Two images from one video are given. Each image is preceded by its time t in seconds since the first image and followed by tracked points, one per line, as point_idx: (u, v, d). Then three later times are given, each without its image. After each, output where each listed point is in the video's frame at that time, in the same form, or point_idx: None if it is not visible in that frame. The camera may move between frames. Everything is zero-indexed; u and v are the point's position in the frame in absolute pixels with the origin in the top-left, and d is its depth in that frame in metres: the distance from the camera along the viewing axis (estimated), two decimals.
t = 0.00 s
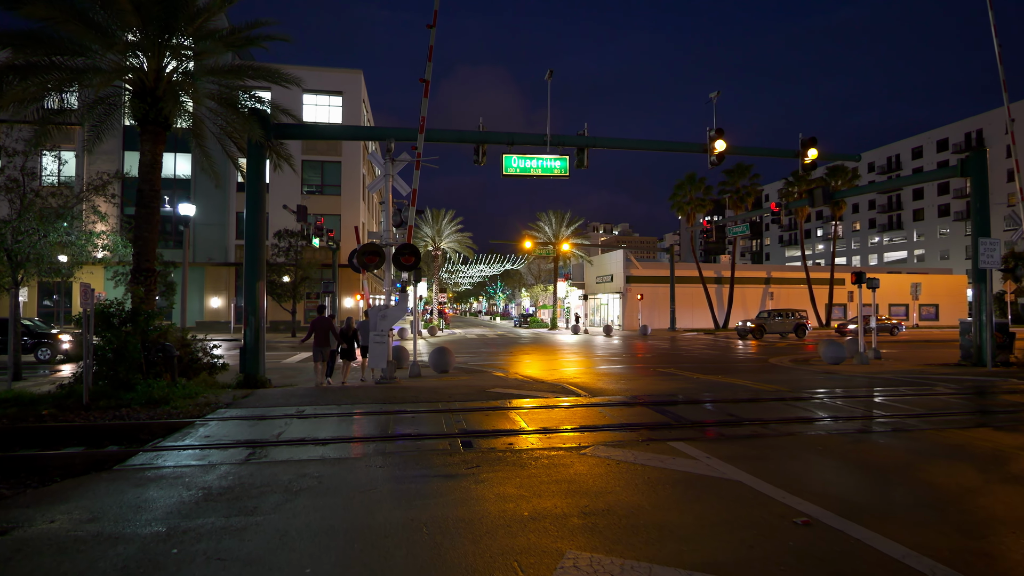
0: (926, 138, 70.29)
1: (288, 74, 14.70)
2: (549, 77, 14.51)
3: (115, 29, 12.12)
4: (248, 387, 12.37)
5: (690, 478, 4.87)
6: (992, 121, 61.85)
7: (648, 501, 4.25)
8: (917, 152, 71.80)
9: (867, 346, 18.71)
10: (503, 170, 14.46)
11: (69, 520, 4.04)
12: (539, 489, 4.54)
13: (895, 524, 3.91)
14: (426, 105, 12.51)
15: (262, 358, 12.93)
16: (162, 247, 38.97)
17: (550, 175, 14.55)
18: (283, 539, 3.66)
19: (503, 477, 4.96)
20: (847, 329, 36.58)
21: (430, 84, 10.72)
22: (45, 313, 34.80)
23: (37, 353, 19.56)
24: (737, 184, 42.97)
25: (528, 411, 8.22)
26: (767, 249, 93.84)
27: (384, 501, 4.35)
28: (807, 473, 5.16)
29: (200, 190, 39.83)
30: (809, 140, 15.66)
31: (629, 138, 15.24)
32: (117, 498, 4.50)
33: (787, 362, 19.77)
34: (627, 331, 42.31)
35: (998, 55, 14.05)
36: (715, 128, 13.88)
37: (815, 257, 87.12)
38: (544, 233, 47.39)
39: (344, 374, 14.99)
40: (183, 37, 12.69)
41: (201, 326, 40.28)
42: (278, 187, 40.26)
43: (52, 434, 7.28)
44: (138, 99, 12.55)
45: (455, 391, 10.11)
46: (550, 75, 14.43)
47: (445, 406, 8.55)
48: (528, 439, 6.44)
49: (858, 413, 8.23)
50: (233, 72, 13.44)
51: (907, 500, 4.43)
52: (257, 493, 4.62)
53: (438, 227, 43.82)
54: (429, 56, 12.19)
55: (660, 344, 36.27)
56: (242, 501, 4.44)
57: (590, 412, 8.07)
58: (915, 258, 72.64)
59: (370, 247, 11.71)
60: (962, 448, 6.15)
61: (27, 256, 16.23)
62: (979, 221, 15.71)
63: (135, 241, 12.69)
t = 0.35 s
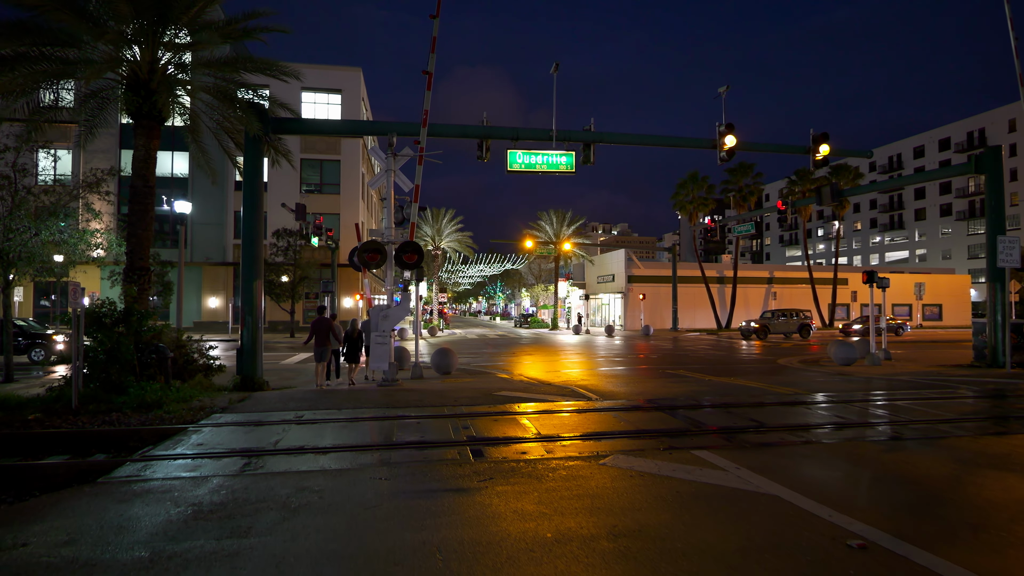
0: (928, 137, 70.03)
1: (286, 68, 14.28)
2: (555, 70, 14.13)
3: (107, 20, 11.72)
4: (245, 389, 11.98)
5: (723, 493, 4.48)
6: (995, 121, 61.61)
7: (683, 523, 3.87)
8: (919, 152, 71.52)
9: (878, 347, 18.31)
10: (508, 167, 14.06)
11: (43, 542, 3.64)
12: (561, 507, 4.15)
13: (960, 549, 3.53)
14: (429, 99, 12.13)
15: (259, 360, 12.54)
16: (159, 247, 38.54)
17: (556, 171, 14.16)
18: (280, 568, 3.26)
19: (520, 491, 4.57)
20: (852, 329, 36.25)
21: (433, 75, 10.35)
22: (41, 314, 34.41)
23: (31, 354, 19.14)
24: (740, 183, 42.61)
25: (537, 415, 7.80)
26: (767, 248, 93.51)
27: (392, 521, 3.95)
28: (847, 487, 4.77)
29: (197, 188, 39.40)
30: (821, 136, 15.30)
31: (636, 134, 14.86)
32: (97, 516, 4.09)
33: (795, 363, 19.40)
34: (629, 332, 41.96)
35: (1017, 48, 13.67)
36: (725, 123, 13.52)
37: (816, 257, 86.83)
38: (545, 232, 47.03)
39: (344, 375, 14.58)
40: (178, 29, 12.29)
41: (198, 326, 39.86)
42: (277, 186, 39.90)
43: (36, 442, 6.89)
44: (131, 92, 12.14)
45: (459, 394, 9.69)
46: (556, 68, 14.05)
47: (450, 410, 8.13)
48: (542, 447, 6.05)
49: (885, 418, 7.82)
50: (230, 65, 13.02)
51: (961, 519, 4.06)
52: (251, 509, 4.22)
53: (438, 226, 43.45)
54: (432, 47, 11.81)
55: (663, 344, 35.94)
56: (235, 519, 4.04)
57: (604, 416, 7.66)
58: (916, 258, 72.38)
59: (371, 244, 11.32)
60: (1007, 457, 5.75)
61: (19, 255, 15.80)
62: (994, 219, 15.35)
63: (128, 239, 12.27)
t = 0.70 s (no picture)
0: (930, 137, 69.69)
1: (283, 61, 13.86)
2: (560, 63, 13.72)
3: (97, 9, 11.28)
4: (240, 393, 11.56)
5: (758, 514, 4.07)
6: (997, 120, 61.32)
7: (721, 552, 3.46)
8: (922, 151, 71.18)
9: (890, 348, 17.89)
10: (512, 163, 13.65)
11: (3, 572, 3.23)
12: (580, 532, 3.75)
13: None
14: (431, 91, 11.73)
15: (256, 362, 12.13)
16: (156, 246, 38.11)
17: (561, 168, 13.74)
18: None
19: (535, 511, 4.15)
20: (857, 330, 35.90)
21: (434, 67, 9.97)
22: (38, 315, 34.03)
23: (24, 355, 18.68)
24: (743, 182, 42.21)
25: (546, 422, 7.37)
26: (769, 248, 93.11)
27: (396, 547, 3.54)
28: (892, 506, 4.36)
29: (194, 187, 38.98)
30: (833, 132, 14.92)
31: (642, 129, 14.46)
32: (66, 541, 3.66)
33: (804, 364, 19.00)
34: (632, 332, 41.54)
35: None
36: (736, 119, 13.11)
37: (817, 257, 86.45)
38: (546, 232, 46.60)
39: (342, 377, 14.18)
40: (171, 19, 11.85)
41: (196, 326, 39.42)
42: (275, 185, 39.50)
43: (14, 451, 6.47)
44: (122, 85, 11.71)
45: (462, 398, 9.25)
46: (561, 61, 13.64)
47: (454, 417, 7.71)
48: (555, 458, 5.63)
49: (915, 424, 7.38)
50: (224, 57, 12.60)
51: None
52: (239, 532, 3.80)
53: (438, 226, 43.12)
54: (434, 37, 11.40)
55: (666, 344, 35.55)
56: (220, 544, 3.63)
57: (618, 423, 7.20)
58: (919, 258, 72.04)
59: (372, 242, 10.89)
60: None
61: (8, 253, 15.32)
62: (1010, 218, 14.96)
63: (119, 237, 11.85)
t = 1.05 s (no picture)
0: (933, 135, 69.24)
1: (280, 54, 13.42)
2: (565, 57, 13.27)
3: None
4: (234, 398, 11.13)
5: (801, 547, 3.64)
6: (1002, 119, 60.88)
7: None
8: (925, 150, 70.75)
9: (902, 349, 17.47)
10: (515, 159, 13.21)
11: None
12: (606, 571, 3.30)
13: None
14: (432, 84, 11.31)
15: (251, 366, 11.68)
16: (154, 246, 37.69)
17: (567, 164, 13.36)
18: None
19: (552, 543, 3.71)
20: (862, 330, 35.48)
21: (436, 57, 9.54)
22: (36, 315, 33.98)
23: (16, 357, 18.23)
24: (747, 181, 41.79)
25: (555, 432, 6.90)
26: (770, 248, 92.69)
27: None
28: (948, 533, 3.92)
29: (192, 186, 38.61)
30: (846, 128, 14.49)
31: (650, 125, 14.02)
32: None
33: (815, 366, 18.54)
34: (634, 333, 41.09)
35: None
36: (748, 113, 12.70)
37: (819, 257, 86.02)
38: (548, 231, 46.15)
39: (340, 381, 13.76)
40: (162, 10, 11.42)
41: (193, 327, 39.01)
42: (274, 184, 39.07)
43: None
44: (112, 78, 11.28)
45: (465, 405, 8.79)
46: (566, 54, 13.19)
47: (458, 426, 7.25)
48: (570, 475, 5.19)
49: (950, 435, 6.93)
50: (218, 50, 12.17)
51: None
52: (219, 569, 3.36)
53: (439, 225, 42.71)
54: (436, 28, 10.96)
55: (669, 345, 35.11)
56: None
57: (634, 434, 6.75)
58: (922, 257, 71.62)
59: (371, 241, 10.44)
60: None
61: None
62: None
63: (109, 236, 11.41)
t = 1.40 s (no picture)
0: (936, 134, 68.85)
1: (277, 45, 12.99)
2: (572, 48, 12.88)
3: None
4: (231, 401, 10.73)
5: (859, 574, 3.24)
6: (1005, 118, 60.50)
7: None
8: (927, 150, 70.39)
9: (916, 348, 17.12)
10: (521, 154, 12.82)
11: None
12: None
13: None
14: (437, 75, 10.94)
15: (249, 368, 11.28)
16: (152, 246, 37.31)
17: (574, 160, 12.97)
18: None
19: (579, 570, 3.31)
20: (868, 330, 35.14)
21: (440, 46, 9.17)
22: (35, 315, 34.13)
23: (8, 357, 17.85)
24: (750, 180, 41.40)
25: (568, 440, 6.49)
26: (771, 248, 92.33)
27: None
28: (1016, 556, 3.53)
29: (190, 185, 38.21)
30: (860, 123, 14.10)
31: (659, 119, 13.62)
32: None
33: (826, 367, 18.12)
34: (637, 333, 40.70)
35: None
36: (762, 107, 12.32)
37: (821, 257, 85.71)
38: (549, 231, 45.76)
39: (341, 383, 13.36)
40: None
41: (192, 327, 38.65)
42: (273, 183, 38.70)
43: None
44: (103, 69, 10.87)
45: (472, 409, 8.38)
46: (573, 46, 12.80)
47: (466, 433, 6.82)
48: (591, 488, 4.78)
49: (989, 441, 6.51)
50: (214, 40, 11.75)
51: None
52: None
53: (439, 224, 42.36)
54: (439, 18, 10.57)
55: (672, 346, 34.73)
56: None
57: (653, 442, 6.34)
58: (924, 257, 71.30)
59: (373, 238, 10.04)
60: None
61: None
62: None
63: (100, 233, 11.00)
